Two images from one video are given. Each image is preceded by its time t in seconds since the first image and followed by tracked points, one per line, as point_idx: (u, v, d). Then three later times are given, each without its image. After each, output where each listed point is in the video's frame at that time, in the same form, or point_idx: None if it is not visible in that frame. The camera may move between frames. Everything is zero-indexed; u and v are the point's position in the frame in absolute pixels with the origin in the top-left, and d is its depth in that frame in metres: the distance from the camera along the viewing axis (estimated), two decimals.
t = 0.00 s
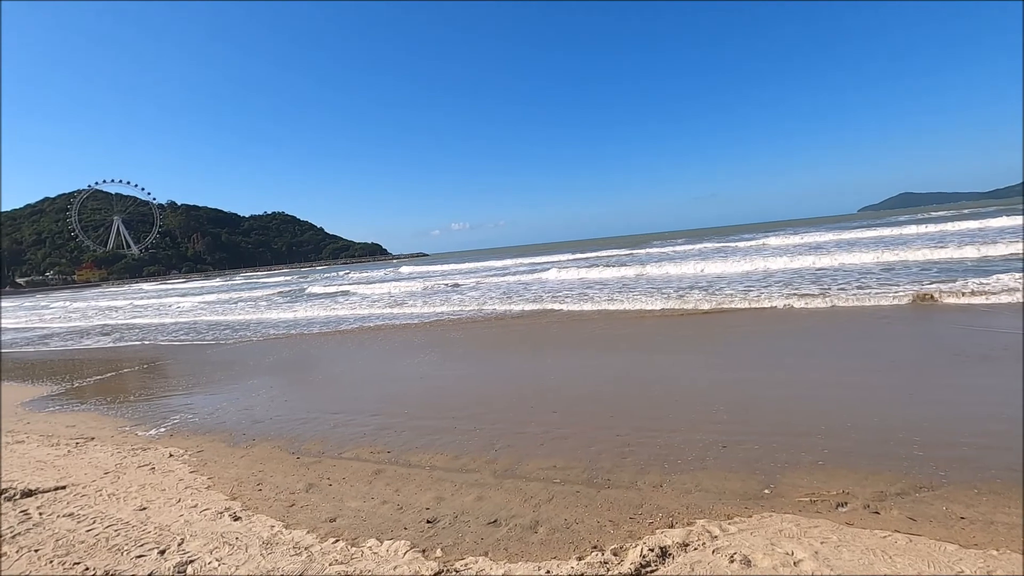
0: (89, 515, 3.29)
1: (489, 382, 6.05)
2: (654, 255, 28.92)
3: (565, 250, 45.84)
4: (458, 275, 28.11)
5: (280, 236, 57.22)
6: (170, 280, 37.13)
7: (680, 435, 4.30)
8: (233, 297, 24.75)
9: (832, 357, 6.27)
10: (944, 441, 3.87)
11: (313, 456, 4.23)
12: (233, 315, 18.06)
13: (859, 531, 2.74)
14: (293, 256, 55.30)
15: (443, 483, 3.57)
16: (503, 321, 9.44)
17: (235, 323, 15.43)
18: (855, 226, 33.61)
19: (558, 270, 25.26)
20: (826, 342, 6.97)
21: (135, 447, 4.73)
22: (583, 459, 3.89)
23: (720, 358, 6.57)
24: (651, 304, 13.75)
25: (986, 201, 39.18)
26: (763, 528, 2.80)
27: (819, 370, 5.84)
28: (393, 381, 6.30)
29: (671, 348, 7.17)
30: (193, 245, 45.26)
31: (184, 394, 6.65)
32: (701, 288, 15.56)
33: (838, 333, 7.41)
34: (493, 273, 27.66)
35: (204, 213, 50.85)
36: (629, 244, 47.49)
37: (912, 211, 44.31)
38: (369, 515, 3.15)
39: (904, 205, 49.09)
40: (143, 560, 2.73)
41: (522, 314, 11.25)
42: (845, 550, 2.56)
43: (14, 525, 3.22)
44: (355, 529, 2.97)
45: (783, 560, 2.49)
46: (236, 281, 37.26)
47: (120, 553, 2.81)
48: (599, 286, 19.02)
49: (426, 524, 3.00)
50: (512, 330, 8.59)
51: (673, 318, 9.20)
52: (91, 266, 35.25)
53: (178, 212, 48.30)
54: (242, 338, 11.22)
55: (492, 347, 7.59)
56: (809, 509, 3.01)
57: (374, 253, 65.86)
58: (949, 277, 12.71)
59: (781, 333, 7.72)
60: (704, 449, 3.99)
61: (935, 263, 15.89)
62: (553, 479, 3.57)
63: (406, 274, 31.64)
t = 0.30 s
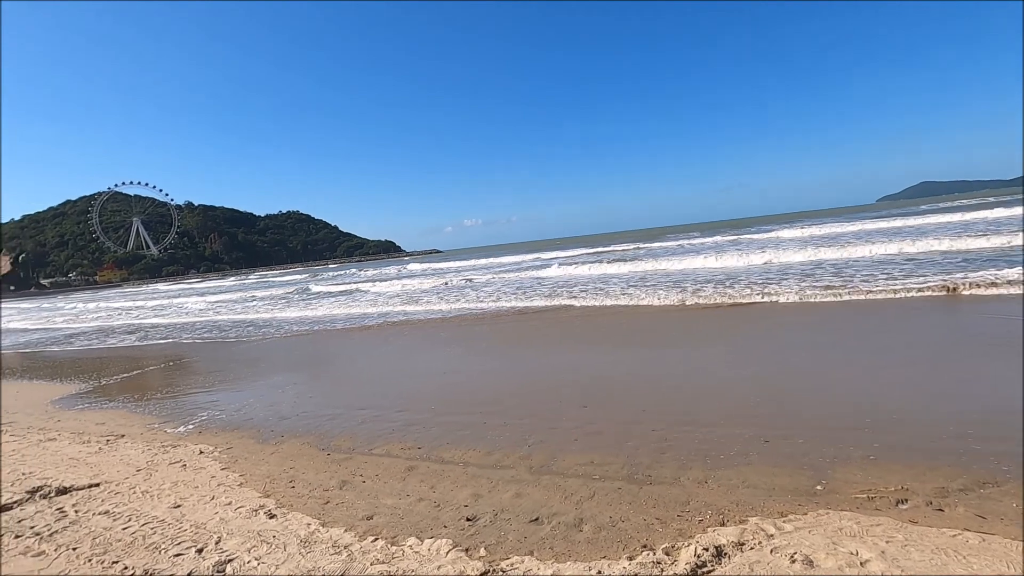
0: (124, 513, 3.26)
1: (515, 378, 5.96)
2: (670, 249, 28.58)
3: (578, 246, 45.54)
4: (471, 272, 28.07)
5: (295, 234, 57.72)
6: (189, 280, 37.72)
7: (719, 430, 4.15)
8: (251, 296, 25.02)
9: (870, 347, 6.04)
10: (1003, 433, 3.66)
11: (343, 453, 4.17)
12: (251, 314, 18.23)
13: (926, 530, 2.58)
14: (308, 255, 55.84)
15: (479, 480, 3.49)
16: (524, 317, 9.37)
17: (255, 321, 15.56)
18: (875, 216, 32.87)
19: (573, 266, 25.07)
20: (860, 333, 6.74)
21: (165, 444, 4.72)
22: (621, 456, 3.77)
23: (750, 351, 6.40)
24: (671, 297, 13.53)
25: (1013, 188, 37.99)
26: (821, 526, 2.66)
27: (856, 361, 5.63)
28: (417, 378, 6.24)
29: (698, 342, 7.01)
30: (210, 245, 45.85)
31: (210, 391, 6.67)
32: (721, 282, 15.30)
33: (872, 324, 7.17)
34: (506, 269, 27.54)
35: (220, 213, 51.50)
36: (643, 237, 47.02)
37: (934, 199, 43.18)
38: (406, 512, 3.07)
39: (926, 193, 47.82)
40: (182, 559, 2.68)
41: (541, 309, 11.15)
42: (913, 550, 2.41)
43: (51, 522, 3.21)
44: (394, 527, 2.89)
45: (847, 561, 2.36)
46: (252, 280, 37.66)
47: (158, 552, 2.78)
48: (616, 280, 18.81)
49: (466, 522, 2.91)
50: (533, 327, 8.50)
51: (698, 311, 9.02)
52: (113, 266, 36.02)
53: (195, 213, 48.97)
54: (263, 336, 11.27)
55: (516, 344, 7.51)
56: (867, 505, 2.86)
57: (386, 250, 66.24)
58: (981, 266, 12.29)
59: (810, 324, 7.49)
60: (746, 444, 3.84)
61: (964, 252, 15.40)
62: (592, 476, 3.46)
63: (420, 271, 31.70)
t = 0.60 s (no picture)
0: (147, 519, 3.20)
1: (535, 377, 5.84)
2: (682, 245, 28.27)
3: (587, 242, 45.26)
4: (482, 269, 27.99)
5: (305, 234, 58.03)
6: (202, 280, 38.09)
7: (752, 430, 4.01)
8: (264, 296, 25.17)
9: (903, 340, 5.83)
10: None
11: (364, 456, 4.08)
12: (264, 314, 18.31)
13: (988, 538, 2.43)
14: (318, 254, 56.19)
15: (506, 484, 3.38)
16: (540, 315, 9.24)
17: (268, 321, 15.59)
18: (890, 209, 32.31)
19: (584, 263, 24.89)
20: (890, 326, 6.53)
21: (185, 447, 4.67)
22: (652, 458, 3.64)
23: (776, 347, 6.22)
24: (687, 294, 13.32)
25: None
26: (874, 535, 2.52)
27: (889, 354, 5.43)
28: (436, 377, 6.15)
29: (721, 338, 6.83)
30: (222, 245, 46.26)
31: (228, 391, 6.63)
32: (736, 278, 15.05)
33: (901, 317, 6.95)
34: (517, 267, 27.41)
35: (232, 213, 51.92)
36: (653, 233, 46.64)
37: (952, 190, 42.30)
38: (435, 519, 2.97)
39: (943, 184, 46.87)
40: (207, 568, 2.61)
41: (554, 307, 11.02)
42: (978, 561, 2.25)
43: (74, 529, 3.15)
44: (423, 535, 2.80)
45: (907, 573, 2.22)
46: (264, 280, 37.92)
47: (183, 560, 2.71)
48: (629, 278, 18.60)
49: (497, 529, 2.81)
50: (549, 325, 8.38)
51: (717, 308, 8.83)
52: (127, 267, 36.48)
53: (207, 214, 49.43)
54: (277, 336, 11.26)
55: (533, 342, 7.39)
56: (921, 512, 2.71)
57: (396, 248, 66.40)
58: (1007, 259, 11.94)
59: (836, 319, 7.28)
60: (782, 446, 3.70)
61: (987, 245, 15.03)
62: (624, 479, 3.34)
63: (430, 270, 31.71)
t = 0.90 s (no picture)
0: (161, 526, 3.13)
1: (549, 377, 5.75)
2: (687, 242, 28.13)
3: (591, 240, 45.14)
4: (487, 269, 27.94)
5: (309, 235, 58.19)
6: (208, 282, 38.25)
7: (776, 431, 3.89)
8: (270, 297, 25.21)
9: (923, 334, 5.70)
10: None
11: (379, 460, 4.00)
12: (271, 315, 18.33)
13: None
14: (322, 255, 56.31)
15: (527, 489, 3.28)
16: (549, 315, 9.16)
17: (275, 323, 15.58)
18: (896, 204, 32.08)
19: (589, 261, 24.80)
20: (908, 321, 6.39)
21: (197, 451, 4.62)
22: (675, 460, 3.54)
23: (793, 344, 6.10)
24: (695, 292, 13.20)
25: None
26: (918, 541, 2.40)
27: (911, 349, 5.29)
28: (447, 377, 6.07)
29: (735, 336, 6.72)
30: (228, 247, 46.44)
31: (237, 393, 6.58)
32: (744, 276, 14.92)
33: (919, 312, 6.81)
34: (522, 266, 27.36)
35: (237, 215, 52.09)
36: (657, 230, 46.46)
37: (959, 184, 41.94)
38: (456, 526, 2.88)
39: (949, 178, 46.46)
40: None
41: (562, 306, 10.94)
42: None
43: (87, 537, 3.09)
44: (443, 542, 2.71)
45: None
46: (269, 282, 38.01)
47: (199, 570, 2.63)
48: (635, 277, 18.49)
49: (521, 537, 2.72)
50: (559, 324, 8.29)
51: (728, 305, 8.72)
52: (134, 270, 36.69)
53: (213, 217, 49.64)
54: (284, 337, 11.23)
55: (544, 342, 7.29)
56: (964, 516, 2.59)
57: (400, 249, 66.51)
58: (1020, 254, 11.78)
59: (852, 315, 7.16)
60: (809, 446, 3.58)
61: (998, 239, 14.85)
62: (649, 483, 3.23)
63: (434, 270, 31.66)
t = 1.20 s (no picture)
0: (173, 529, 3.06)
1: (559, 375, 5.66)
2: (689, 240, 28.02)
3: (592, 239, 45.00)
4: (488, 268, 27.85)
5: (310, 235, 58.13)
6: (210, 283, 38.21)
7: (797, 428, 3.80)
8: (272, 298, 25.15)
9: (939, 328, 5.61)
10: None
11: (391, 460, 3.92)
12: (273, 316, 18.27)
13: None
14: (323, 255, 56.26)
15: (546, 488, 3.20)
16: (554, 313, 9.07)
17: (278, 323, 15.51)
18: (898, 200, 31.96)
19: (591, 260, 24.71)
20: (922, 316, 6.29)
21: (206, 452, 4.55)
22: (696, 458, 3.46)
23: (805, 340, 6.00)
24: (699, 290, 13.10)
25: None
26: (957, 540, 2.32)
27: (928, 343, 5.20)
28: (456, 376, 5.98)
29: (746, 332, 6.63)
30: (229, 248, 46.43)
31: (243, 393, 6.50)
32: (749, 273, 14.83)
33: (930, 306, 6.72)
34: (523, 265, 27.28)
35: (238, 216, 52.05)
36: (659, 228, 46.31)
37: (962, 179, 41.74)
38: (476, 526, 2.81)
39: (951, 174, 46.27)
40: None
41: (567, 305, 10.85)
42: None
43: (98, 540, 3.02)
44: (464, 544, 2.64)
45: None
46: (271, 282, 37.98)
47: (214, 573, 2.57)
48: (638, 275, 18.41)
49: (543, 537, 2.64)
50: (565, 322, 8.20)
51: (735, 302, 8.64)
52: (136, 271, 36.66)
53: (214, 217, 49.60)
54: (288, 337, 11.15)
55: (552, 340, 7.19)
56: (1001, 514, 2.52)
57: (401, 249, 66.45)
58: None
59: (864, 310, 7.06)
60: (832, 443, 3.50)
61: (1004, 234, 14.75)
62: (672, 482, 3.15)
63: (436, 269, 31.58)
